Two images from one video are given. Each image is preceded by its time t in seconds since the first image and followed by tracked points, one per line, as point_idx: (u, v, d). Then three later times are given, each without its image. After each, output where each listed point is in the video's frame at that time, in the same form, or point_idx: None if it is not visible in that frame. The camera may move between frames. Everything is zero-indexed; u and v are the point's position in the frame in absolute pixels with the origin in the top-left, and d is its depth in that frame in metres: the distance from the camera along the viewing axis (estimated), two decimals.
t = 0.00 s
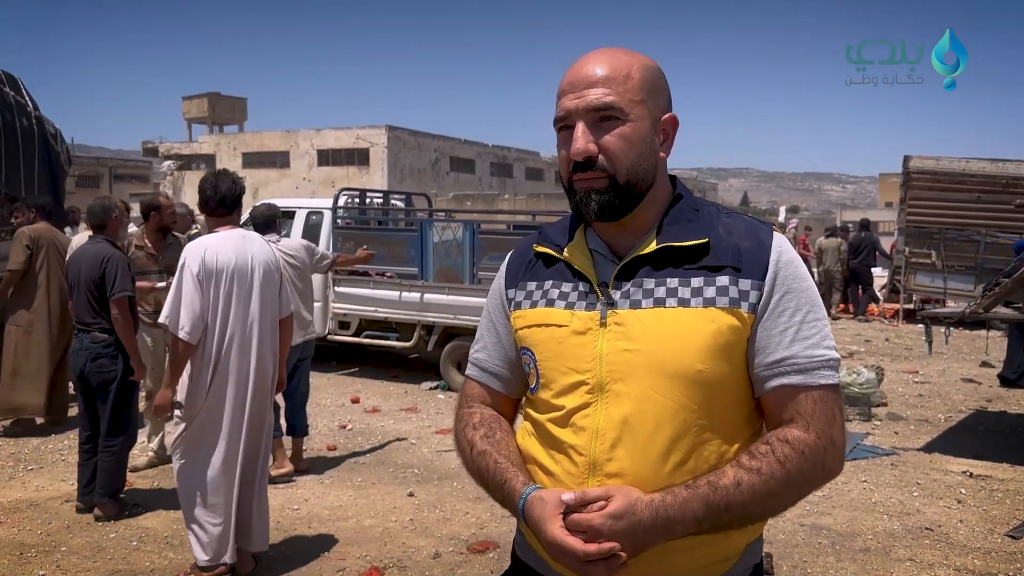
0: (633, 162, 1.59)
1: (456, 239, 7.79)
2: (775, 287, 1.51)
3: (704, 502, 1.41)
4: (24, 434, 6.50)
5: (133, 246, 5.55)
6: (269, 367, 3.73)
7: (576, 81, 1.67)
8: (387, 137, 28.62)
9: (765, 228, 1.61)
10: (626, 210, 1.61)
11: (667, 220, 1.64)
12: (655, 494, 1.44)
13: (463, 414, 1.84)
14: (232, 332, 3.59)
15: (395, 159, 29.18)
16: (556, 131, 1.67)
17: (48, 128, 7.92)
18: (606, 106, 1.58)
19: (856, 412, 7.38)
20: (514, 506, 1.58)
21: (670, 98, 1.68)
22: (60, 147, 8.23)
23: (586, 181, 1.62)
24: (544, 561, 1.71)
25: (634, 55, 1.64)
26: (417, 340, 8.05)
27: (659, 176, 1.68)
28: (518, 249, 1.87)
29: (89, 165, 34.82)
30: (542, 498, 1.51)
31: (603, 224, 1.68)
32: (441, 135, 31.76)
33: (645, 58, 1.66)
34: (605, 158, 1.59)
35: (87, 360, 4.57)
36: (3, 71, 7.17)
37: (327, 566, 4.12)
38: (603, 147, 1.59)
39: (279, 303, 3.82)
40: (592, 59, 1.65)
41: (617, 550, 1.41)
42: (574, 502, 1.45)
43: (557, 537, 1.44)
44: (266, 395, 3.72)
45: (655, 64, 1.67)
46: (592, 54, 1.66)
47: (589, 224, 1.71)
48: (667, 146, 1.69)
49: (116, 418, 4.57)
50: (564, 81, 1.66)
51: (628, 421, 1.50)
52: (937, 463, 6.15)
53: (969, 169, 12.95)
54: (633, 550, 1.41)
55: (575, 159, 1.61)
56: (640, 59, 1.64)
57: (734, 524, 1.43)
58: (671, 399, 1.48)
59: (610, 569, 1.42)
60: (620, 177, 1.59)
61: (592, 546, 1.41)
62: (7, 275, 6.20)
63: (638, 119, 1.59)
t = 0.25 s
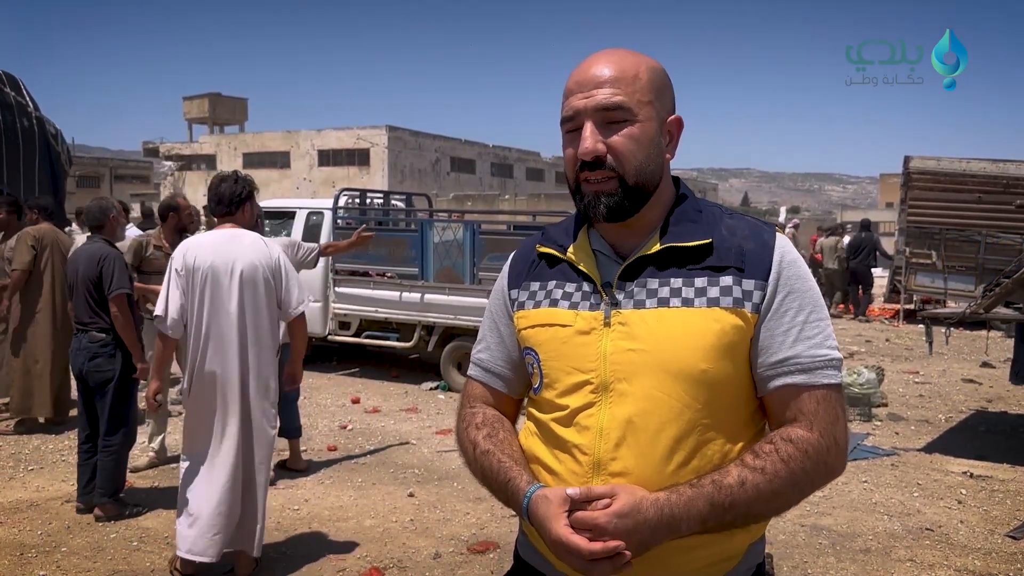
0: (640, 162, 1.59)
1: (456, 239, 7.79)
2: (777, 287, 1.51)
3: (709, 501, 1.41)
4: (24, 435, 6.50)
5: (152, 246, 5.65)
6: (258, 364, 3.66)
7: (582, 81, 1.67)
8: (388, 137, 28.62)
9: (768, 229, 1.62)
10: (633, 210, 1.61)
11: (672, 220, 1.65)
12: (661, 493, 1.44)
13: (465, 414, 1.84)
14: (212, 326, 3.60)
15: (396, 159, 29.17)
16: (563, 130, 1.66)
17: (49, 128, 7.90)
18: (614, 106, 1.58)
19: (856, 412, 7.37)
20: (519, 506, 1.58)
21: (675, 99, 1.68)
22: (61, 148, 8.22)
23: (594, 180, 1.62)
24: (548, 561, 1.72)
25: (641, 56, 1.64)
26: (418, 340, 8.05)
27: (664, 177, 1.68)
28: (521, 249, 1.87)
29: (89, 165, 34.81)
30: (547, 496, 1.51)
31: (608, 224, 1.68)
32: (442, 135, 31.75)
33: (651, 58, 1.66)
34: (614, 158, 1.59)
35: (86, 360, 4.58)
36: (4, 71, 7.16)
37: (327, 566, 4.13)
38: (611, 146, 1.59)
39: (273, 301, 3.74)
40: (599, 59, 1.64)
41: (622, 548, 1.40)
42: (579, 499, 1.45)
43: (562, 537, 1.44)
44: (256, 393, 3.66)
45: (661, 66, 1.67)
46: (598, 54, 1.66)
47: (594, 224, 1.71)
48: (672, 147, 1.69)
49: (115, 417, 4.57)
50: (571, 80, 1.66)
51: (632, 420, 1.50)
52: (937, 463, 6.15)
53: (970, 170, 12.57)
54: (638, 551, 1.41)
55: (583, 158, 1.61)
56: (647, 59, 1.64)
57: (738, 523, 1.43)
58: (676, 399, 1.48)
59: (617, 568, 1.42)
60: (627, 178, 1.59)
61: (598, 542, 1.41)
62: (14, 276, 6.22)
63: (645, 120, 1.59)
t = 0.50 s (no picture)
0: (645, 162, 1.60)
1: (457, 239, 7.79)
2: (780, 286, 1.52)
3: (718, 501, 1.40)
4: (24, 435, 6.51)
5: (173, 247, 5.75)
6: (239, 355, 3.60)
7: (587, 81, 1.67)
8: (388, 137, 28.62)
9: (770, 230, 1.62)
10: (638, 210, 1.61)
11: (675, 220, 1.65)
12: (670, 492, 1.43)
13: (466, 412, 1.85)
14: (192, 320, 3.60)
15: (396, 159, 29.16)
16: (568, 128, 1.66)
17: (49, 127, 7.89)
18: (620, 105, 1.58)
19: (856, 412, 7.38)
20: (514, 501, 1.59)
21: (678, 99, 1.69)
22: (61, 147, 8.21)
23: (599, 179, 1.62)
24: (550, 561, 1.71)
25: (645, 57, 1.65)
26: (418, 340, 8.06)
27: (667, 177, 1.69)
28: (522, 249, 1.87)
29: (90, 165, 34.81)
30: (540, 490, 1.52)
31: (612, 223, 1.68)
32: (442, 135, 31.75)
33: (655, 60, 1.66)
34: (619, 157, 1.59)
35: (84, 360, 4.58)
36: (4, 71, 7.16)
37: (328, 566, 4.13)
38: (617, 145, 1.59)
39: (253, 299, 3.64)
40: (603, 60, 1.65)
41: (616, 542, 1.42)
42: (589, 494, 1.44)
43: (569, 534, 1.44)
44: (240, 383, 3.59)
45: (664, 67, 1.68)
46: (603, 55, 1.66)
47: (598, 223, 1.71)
48: (675, 147, 1.70)
49: (112, 417, 4.56)
50: (576, 80, 1.66)
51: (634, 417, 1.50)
52: (937, 464, 6.15)
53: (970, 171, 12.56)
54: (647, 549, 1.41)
55: (589, 156, 1.60)
56: (651, 60, 1.65)
57: (746, 522, 1.43)
58: (678, 397, 1.48)
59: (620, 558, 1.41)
60: (633, 177, 1.60)
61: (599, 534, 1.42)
62: (14, 278, 6.18)
63: (651, 119, 1.59)
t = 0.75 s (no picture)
0: (647, 160, 1.60)
1: (457, 239, 7.80)
2: (787, 280, 1.52)
3: (752, 501, 1.40)
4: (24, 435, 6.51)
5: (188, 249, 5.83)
6: (224, 355, 3.59)
7: (587, 81, 1.67)
8: (388, 137, 28.63)
9: (771, 226, 1.62)
10: (642, 207, 1.61)
11: (676, 217, 1.65)
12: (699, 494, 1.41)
13: (462, 405, 1.86)
14: (179, 320, 3.62)
15: (396, 159, 29.15)
16: (570, 130, 1.66)
17: (49, 127, 7.87)
18: (620, 105, 1.58)
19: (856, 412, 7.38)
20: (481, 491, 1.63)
21: (678, 98, 1.69)
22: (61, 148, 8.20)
23: (602, 178, 1.62)
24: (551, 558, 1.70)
25: (645, 57, 1.65)
26: (418, 340, 8.06)
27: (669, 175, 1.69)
28: (522, 245, 1.87)
29: (90, 165, 34.80)
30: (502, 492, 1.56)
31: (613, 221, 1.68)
32: (442, 135, 31.76)
33: (655, 60, 1.67)
34: (621, 155, 1.59)
35: (82, 359, 4.58)
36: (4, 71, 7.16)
37: (328, 567, 4.13)
38: (618, 144, 1.59)
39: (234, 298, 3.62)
40: (603, 61, 1.65)
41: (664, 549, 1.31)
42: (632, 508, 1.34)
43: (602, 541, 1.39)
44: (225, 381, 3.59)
45: (663, 67, 1.68)
46: (602, 57, 1.67)
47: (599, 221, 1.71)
48: (676, 145, 1.70)
49: (111, 416, 4.56)
50: (576, 82, 1.66)
51: (634, 410, 1.50)
52: (937, 464, 6.15)
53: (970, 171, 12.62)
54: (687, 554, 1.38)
55: (592, 156, 1.60)
56: (651, 60, 1.65)
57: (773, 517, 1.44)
58: (679, 390, 1.49)
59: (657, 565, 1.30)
60: (635, 176, 1.60)
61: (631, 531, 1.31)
62: (15, 278, 6.19)
63: (651, 119, 1.60)
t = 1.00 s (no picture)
0: (643, 161, 1.60)
1: (457, 239, 7.81)
2: (784, 280, 1.52)
3: (730, 494, 1.41)
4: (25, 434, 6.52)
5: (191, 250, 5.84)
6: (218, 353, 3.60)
7: (581, 84, 1.67)
8: (389, 137, 28.63)
9: (770, 226, 1.62)
10: (639, 208, 1.62)
11: (673, 217, 1.66)
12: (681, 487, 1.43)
13: (463, 407, 1.86)
14: (175, 319, 3.63)
15: (396, 160, 29.15)
16: (565, 133, 1.67)
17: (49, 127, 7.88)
18: (615, 107, 1.59)
19: (856, 412, 7.38)
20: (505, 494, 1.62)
21: (673, 97, 1.69)
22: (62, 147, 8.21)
23: (598, 180, 1.62)
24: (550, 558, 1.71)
25: (639, 58, 1.65)
26: (418, 340, 8.07)
27: (666, 175, 1.69)
28: (521, 246, 1.87)
29: (90, 165, 34.79)
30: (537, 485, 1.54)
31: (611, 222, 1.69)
32: (443, 136, 31.76)
33: (649, 60, 1.67)
34: (617, 158, 1.60)
35: (82, 359, 4.58)
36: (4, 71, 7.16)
37: (328, 566, 4.13)
38: (614, 146, 1.59)
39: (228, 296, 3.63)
40: (597, 63, 1.65)
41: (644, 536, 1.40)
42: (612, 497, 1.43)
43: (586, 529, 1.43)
44: (219, 382, 3.60)
45: (658, 66, 1.68)
46: (596, 58, 1.67)
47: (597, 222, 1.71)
48: (673, 145, 1.70)
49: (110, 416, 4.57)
50: (570, 85, 1.67)
51: (634, 412, 1.51)
52: (937, 464, 6.15)
53: (971, 171, 12.50)
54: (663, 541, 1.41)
55: (588, 159, 1.61)
56: (645, 61, 1.65)
57: (756, 514, 1.44)
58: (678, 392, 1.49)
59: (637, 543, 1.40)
60: (632, 177, 1.60)
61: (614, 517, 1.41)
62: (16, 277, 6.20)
63: (647, 119, 1.60)
